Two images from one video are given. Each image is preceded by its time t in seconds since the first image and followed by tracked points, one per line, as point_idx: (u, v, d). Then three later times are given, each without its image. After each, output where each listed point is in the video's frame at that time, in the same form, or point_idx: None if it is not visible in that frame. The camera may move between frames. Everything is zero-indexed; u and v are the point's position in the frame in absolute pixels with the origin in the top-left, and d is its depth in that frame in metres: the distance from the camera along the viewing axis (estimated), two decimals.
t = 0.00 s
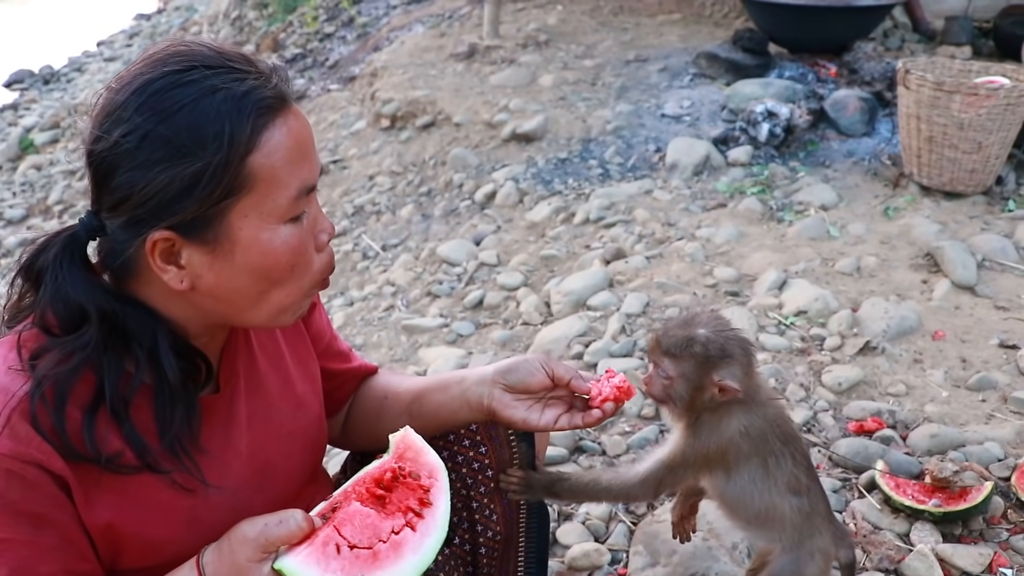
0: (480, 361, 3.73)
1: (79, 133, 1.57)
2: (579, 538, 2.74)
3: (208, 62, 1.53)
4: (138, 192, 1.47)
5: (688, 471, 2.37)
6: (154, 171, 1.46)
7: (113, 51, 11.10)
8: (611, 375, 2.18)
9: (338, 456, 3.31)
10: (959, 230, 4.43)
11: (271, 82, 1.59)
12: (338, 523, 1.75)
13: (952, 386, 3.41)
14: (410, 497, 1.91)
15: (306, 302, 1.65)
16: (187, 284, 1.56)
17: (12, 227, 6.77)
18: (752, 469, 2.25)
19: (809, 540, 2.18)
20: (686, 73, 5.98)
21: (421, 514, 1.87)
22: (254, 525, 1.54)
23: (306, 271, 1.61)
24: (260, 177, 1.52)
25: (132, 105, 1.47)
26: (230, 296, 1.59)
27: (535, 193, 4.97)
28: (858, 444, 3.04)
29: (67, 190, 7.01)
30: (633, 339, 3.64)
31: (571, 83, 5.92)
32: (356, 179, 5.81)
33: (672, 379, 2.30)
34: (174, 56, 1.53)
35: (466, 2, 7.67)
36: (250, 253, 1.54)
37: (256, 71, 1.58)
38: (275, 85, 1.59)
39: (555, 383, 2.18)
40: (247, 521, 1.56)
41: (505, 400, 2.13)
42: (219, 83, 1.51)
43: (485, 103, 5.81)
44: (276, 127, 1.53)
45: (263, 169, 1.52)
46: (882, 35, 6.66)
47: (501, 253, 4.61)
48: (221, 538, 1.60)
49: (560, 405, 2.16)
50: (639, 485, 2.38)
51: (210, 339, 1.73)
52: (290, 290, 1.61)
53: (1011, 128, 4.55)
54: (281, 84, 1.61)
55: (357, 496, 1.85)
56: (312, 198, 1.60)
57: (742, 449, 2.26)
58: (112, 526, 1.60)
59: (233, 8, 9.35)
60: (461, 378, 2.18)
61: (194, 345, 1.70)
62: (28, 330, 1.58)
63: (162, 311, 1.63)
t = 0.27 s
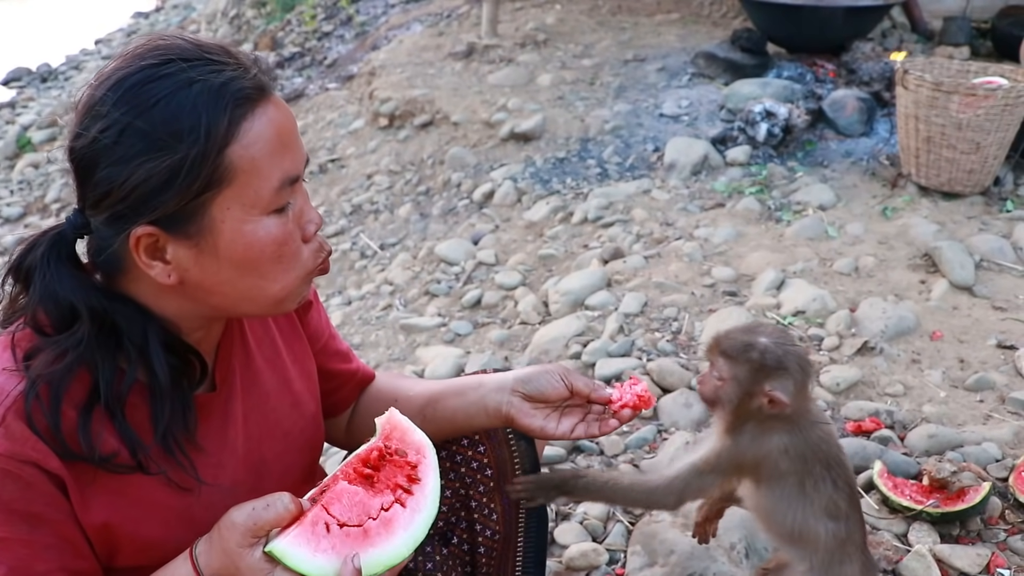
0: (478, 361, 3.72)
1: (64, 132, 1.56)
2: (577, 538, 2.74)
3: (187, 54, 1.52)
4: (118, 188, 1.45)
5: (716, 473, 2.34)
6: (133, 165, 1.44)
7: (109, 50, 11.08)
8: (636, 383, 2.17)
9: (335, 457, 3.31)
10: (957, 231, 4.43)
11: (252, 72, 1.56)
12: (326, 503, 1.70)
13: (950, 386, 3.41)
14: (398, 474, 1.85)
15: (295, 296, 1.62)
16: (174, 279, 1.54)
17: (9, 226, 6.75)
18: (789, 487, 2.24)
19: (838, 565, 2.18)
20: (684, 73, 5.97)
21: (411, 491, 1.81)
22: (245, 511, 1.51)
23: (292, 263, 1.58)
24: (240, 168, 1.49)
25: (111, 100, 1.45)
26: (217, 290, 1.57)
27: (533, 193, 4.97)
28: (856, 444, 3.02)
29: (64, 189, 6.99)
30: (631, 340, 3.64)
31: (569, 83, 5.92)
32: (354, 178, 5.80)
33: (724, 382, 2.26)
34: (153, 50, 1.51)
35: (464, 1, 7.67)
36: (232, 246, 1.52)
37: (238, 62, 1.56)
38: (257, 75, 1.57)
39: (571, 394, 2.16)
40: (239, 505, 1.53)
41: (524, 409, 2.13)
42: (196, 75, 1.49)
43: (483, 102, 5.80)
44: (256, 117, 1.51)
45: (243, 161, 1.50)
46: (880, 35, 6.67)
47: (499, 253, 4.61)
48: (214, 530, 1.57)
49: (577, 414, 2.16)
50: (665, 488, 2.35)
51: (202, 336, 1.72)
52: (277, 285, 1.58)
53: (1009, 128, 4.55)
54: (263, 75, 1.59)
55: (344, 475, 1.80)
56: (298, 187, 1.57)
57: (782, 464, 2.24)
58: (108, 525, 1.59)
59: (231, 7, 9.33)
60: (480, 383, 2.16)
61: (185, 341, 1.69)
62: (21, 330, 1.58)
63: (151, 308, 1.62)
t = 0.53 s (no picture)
0: (478, 362, 3.72)
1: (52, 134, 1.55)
2: (576, 539, 2.73)
3: (170, 52, 1.50)
4: (104, 188, 1.44)
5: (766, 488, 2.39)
6: (117, 165, 1.43)
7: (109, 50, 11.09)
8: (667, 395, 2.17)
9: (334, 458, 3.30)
10: (957, 232, 4.43)
11: (238, 68, 1.54)
12: (326, 492, 1.69)
13: (951, 388, 3.41)
14: (397, 456, 1.83)
15: (285, 295, 1.61)
16: (162, 280, 1.54)
17: (9, 226, 6.75)
18: (832, 495, 2.25)
19: None
20: (684, 74, 5.98)
21: (410, 472, 1.79)
22: (244, 508, 1.48)
23: (281, 262, 1.57)
24: (225, 167, 1.48)
25: (95, 101, 1.44)
26: (207, 289, 1.56)
27: (533, 194, 4.97)
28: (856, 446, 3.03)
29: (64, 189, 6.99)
30: (631, 341, 3.64)
31: (569, 84, 5.91)
32: (354, 179, 5.80)
33: (762, 396, 2.31)
34: (137, 48, 1.50)
35: (465, 1, 7.67)
36: (221, 245, 1.51)
37: (223, 59, 1.54)
38: (243, 71, 1.55)
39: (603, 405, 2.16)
40: (237, 503, 1.51)
41: (556, 419, 2.11)
42: (178, 72, 1.46)
43: (484, 103, 5.80)
44: (241, 114, 1.49)
45: (228, 159, 1.48)
46: (880, 37, 6.67)
47: (499, 253, 4.61)
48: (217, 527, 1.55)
49: (607, 425, 2.16)
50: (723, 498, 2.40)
51: (197, 336, 1.71)
52: (269, 284, 1.57)
53: (1009, 130, 4.55)
54: (249, 71, 1.57)
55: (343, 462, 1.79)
56: (287, 185, 1.56)
57: (825, 470, 2.26)
58: (109, 526, 1.59)
59: (231, 7, 9.33)
60: (511, 392, 2.13)
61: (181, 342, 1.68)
62: (17, 333, 1.57)
63: (145, 309, 1.61)
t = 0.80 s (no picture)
0: (477, 363, 3.71)
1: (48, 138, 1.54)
2: (577, 541, 2.73)
3: (166, 57, 1.49)
4: (101, 195, 1.44)
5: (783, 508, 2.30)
6: (114, 172, 1.42)
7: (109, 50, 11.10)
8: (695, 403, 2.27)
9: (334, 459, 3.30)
10: (957, 233, 4.43)
11: (234, 72, 1.54)
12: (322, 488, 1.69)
13: (951, 389, 3.41)
14: (393, 450, 1.83)
15: (285, 301, 1.61)
16: (162, 285, 1.54)
17: (8, 226, 6.75)
18: (841, 499, 2.21)
19: None
20: (684, 75, 5.98)
21: (407, 466, 1.79)
22: (239, 506, 1.47)
23: (281, 267, 1.56)
24: (222, 173, 1.47)
25: (90, 107, 1.43)
26: (206, 294, 1.56)
27: (532, 194, 4.96)
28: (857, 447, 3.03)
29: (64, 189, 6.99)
30: (631, 342, 3.63)
31: (569, 84, 5.91)
32: (353, 179, 5.80)
33: (738, 400, 2.32)
34: (133, 53, 1.49)
35: (464, 2, 7.66)
36: (219, 251, 1.50)
37: (220, 63, 1.54)
38: (239, 75, 1.54)
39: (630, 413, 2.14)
40: (233, 500, 1.50)
41: (581, 425, 2.09)
42: (174, 77, 1.46)
43: (483, 104, 5.79)
44: (238, 120, 1.49)
45: (226, 165, 1.47)
46: (880, 38, 6.67)
47: (499, 254, 4.60)
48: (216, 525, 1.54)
49: (632, 432, 2.14)
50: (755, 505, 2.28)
51: (196, 339, 1.71)
52: (269, 289, 1.56)
53: (1009, 131, 4.54)
54: (246, 75, 1.57)
55: (339, 457, 1.79)
56: (286, 189, 1.55)
57: (834, 477, 2.22)
58: (107, 529, 1.58)
59: (231, 7, 9.33)
60: (536, 398, 2.12)
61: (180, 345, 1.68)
62: (15, 335, 1.57)
63: (143, 312, 1.61)
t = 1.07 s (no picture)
0: (477, 364, 3.71)
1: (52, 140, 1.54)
2: (578, 542, 2.73)
3: (172, 60, 1.49)
4: (104, 198, 1.43)
5: (789, 519, 2.29)
6: (117, 176, 1.42)
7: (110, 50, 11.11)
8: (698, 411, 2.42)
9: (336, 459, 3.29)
10: (958, 234, 4.43)
11: (239, 76, 1.54)
12: (320, 490, 1.69)
13: (952, 391, 3.41)
14: (392, 453, 1.83)
15: (287, 305, 1.61)
16: (163, 290, 1.54)
17: (9, 227, 6.75)
18: (847, 508, 2.21)
19: None
20: (684, 76, 5.97)
21: (406, 468, 1.78)
22: (237, 509, 1.46)
23: (284, 272, 1.56)
24: (227, 178, 1.47)
25: (95, 109, 1.43)
26: (207, 299, 1.56)
27: (533, 195, 4.96)
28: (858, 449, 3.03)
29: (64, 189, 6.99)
30: (632, 343, 3.63)
31: (569, 85, 5.91)
32: (354, 180, 5.80)
33: (732, 418, 2.34)
34: (138, 56, 1.49)
35: (465, 2, 7.66)
36: (222, 256, 1.50)
37: (225, 67, 1.54)
38: (245, 79, 1.54)
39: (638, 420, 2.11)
40: (230, 503, 1.49)
41: (587, 430, 2.08)
42: (178, 81, 1.46)
43: (484, 104, 5.79)
44: (243, 125, 1.49)
45: (230, 170, 1.47)
46: (880, 38, 6.67)
47: (499, 255, 4.60)
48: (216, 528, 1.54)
49: (640, 437, 2.11)
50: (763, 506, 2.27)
51: (199, 342, 1.71)
52: (271, 293, 1.56)
53: (1010, 132, 4.54)
54: (252, 78, 1.56)
55: (337, 459, 1.79)
56: (290, 194, 1.56)
57: (837, 486, 2.23)
58: (108, 531, 1.58)
59: (232, 8, 9.33)
60: (543, 402, 2.10)
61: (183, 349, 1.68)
62: (17, 337, 1.57)
63: (145, 315, 1.61)
